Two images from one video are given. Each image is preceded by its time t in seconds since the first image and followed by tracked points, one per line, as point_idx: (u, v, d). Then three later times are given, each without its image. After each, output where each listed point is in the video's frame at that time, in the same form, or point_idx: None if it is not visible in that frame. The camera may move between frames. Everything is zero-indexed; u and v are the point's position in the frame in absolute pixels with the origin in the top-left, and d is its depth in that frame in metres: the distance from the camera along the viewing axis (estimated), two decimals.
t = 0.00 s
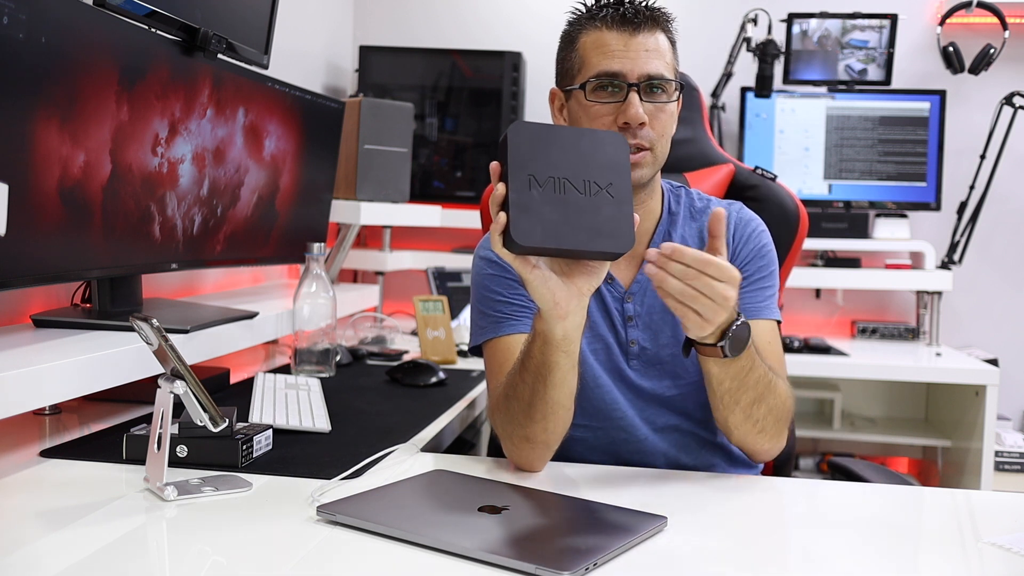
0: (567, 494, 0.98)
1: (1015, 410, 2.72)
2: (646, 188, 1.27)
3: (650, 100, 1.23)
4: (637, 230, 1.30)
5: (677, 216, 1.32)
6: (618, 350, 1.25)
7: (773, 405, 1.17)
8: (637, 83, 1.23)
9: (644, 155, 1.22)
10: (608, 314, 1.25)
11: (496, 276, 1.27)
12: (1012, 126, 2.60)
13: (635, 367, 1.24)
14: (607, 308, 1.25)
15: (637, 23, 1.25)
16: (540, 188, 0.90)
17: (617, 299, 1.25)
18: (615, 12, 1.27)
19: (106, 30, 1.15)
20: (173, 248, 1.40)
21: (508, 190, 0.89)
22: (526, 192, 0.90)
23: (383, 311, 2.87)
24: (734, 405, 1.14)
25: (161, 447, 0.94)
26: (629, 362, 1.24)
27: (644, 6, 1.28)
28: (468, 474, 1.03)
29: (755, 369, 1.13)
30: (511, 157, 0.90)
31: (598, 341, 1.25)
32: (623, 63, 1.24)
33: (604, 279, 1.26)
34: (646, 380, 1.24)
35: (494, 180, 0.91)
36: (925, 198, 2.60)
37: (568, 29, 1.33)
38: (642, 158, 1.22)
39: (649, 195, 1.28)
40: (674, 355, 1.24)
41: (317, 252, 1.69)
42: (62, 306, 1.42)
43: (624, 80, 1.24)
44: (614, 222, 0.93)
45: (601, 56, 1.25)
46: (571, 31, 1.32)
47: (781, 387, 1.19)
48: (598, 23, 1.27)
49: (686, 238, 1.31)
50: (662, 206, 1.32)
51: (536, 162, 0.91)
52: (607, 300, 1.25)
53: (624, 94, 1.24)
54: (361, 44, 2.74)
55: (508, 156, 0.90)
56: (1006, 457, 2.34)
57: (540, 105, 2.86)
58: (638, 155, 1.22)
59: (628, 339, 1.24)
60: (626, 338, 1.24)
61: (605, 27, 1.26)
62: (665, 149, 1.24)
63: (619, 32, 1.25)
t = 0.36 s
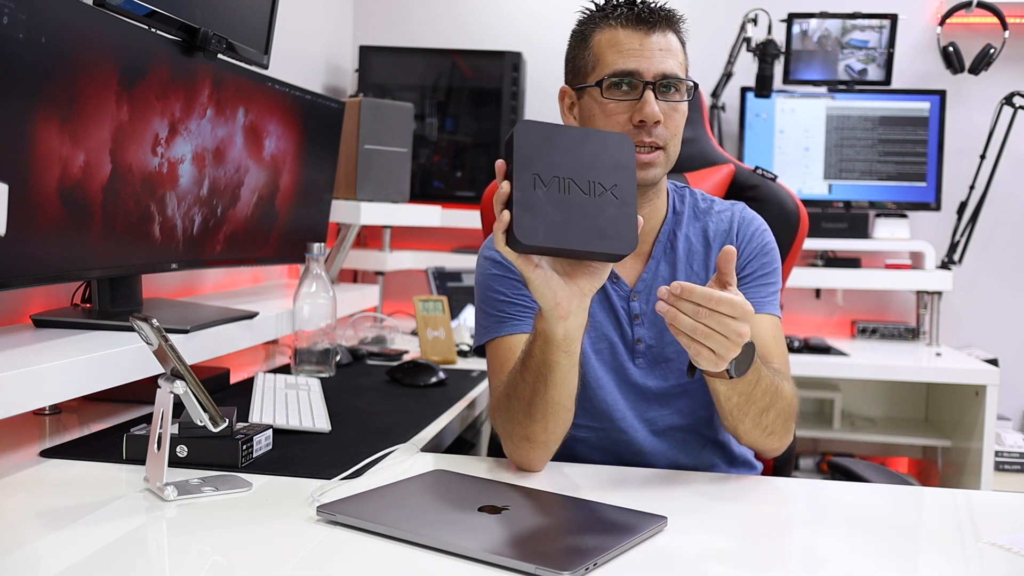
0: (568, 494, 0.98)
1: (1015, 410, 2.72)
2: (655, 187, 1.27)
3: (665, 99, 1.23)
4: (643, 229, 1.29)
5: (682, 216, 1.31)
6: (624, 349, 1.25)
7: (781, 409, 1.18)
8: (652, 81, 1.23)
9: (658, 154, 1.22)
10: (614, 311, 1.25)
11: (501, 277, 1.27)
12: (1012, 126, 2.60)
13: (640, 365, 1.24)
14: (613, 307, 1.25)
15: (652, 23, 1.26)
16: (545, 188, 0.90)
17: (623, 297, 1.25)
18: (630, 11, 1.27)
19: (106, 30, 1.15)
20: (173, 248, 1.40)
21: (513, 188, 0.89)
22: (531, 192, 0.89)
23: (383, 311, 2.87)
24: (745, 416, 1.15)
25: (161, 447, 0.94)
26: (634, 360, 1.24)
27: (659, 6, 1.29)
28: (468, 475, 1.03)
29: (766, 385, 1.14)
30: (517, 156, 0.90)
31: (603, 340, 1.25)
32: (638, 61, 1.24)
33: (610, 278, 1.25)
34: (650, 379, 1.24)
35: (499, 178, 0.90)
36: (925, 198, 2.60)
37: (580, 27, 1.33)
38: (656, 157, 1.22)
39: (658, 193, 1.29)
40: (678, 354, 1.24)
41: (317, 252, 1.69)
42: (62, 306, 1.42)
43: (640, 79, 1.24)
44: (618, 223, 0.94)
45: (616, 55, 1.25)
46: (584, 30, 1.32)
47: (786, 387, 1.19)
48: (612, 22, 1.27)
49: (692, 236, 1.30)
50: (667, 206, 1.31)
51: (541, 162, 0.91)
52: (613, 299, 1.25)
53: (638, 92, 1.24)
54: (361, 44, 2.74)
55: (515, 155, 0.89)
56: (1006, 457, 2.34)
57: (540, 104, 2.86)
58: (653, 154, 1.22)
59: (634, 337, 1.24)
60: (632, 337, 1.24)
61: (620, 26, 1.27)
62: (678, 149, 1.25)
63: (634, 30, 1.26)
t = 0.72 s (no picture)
0: (568, 493, 0.98)
1: (1015, 410, 2.72)
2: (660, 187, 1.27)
3: (673, 96, 1.23)
4: (646, 229, 1.28)
5: (685, 216, 1.31)
6: (627, 348, 1.25)
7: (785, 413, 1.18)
8: (662, 78, 1.23)
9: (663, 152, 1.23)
10: (617, 310, 1.25)
11: (503, 276, 1.27)
12: (1012, 126, 2.60)
13: (642, 364, 1.24)
14: (617, 306, 1.25)
15: (663, 22, 1.26)
16: (548, 185, 0.90)
17: (626, 296, 1.25)
18: (643, 9, 1.27)
19: (106, 30, 1.15)
20: (173, 248, 1.40)
21: (517, 184, 0.89)
22: (535, 189, 0.89)
23: (383, 311, 2.87)
24: (752, 423, 1.15)
25: (161, 447, 0.94)
26: (637, 359, 1.24)
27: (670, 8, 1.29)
28: (469, 474, 1.03)
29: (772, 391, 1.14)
30: (522, 153, 0.89)
31: (606, 339, 1.24)
32: (647, 58, 1.24)
33: (614, 276, 1.25)
34: (653, 379, 1.24)
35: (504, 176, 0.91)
36: (925, 198, 2.60)
37: (591, 25, 1.33)
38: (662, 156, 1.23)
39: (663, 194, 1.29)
40: (681, 353, 1.24)
41: (317, 252, 1.69)
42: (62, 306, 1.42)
43: (649, 75, 1.24)
44: (620, 221, 0.94)
45: (627, 52, 1.25)
46: (596, 26, 1.32)
47: (791, 392, 1.20)
48: (624, 19, 1.28)
49: (696, 236, 1.30)
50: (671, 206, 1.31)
51: (545, 159, 0.90)
52: (617, 298, 1.25)
53: (647, 89, 1.24)
54: (361, 44, 2.74)
55: (519, 152, 0.89)
56: (1006, 457, 2.34)
57: (540, 104, 2.86)
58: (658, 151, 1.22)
59: (638, 336, 1.24)
60: (635, 336, 1.24)
61: (632, 23, 1.27)
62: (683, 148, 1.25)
63: (646, 28, 1.26)
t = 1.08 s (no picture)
0: (569, 493, 0.98)
1: (1015, 410, 2.72)
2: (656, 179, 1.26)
3: (651, 88, 1.23)
4: (648, 226, 1.29)
5: (691, 215, 1.31)
6: (630, 347, 1.25)
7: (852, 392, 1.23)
8: (636, 72, 1.23)
9: (650, 143, 1.22)
10: (622, 309, 1.25)
11: (506, 274, 1.27)
12: (1012, 126, 2.60)
13: (646, 363, 1.24)
14: (620, 304, 1.25)
15: (632, 19, 1.26)
16: (551, 182, 0.90)
17: (631, 295, 1.25)
18: (609, 10, 1.28)
19: (106, 30, 1.15)
20: (173, 248, 1.40)
21: (519, 181, 0.89)
22: (537, 185, 0.89)
23: (383, 311, 2.87)
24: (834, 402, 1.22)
25: (161, 447, 0.94)
26: (641, 358, 1.24)
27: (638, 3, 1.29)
28: (469, 475, 1.03)
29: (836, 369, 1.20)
30: (523, 149, 0.89)
31: (610, 338, 1.24)
32: (620, 56, 1.24)
33: (618, 274, 1.25)
34: (656, 378, 1.24)
35: (505, 173, 0.90)
36: (925, 198, 2.60)
37: (568, 36, 1.34)
38: (652, 146, 1.22)
39: (662, 187, 1.28)
40: (685, 352, 1.24)
41: (317, 252, 1.69)
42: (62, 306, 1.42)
43: (624, 72, 1.24)
44: (620, 217, 0.94)
45: (600, 52, 1.25)
46: (572, 37, 1.33)
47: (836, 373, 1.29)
48: (593, 23, 1.28)
49: (702, 236, 1.30)
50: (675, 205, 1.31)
51: (547, 156, 0.90)
52: (621, 296, 1.25)
53: (624, 86, 1.24)
54: (361, 44, 2.74)
55: (521, 148, 0.89)
56: (1006, 457, 2.34)
57: (540, 104, 2.86)
58: (643, 142, 1.22)
59: (641, 335, 1.24)
60: (638, 334, 1.24)
61: (601, 25, 1.27)
62: (673, 138, 1.24)
63: (616, 28, 1.26)
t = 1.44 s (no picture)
0: (569, 493, 0.98)
1: (1015, 410, 2.72)
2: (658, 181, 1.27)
3: (656, 89, 1.23)
4: (649, 229, 1.28)
5: (693, 218, 1.31)
6: (630, 348, 1.25)
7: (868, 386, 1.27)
8: (641, 73, 1.23)
9: (655, 143, 1.22)
10: (623, 311, 1.25)
11: (508, 274, 1.27)
12: (1012, 126, 2.60)
13: (645, 365, 1.24)
14: (621, 306, 1.25)
15: (639, 19, 1.26)
16: (553, 178, 0.90)
17: (632, 296, 1.25)
18: (615, 9, 1.28)
19: (106, 30, 1.15)
20: (173, 248, 1.40)
21: (521, 176, 0.88)
22: (540, 181, 0.89)
23: (383, 311, 2.87)
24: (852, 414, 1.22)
25: (161, 447, 0.94)
26: (641, 360, 1.24)
27: (645, 4, 1.30)
28: (469, 474, 1.03)
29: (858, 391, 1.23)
30: (526, 146, 0.89)
31: (611, 339, 1.24)
32: (625, 56, 1.24)
33: (620, 275, 1.25)
34: (656, 380, 1.24)
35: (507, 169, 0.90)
36: (925, 198, 2.60)
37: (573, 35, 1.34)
38: (655, 148, 1.22)
39: (665, 190, 1.29)
40: (686, 355, 1.24)
41: (316, 252, 1.69)
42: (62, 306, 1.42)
43: (628, 73, 1.24)
44: (622, 214, 0.94)
45: (605, 53, 1.26)
46: (577, 36, 1.33)
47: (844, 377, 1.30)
48: (599, 23, 1.28)
49: (705, 239, 1.30)
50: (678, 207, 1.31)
51: (549, 153, 0.90)
52: (622, 298, 1.25)
53: (628, 87, 1.24)
54: (361, 44, 2.74)
55: (523, 145, 0.89)
56: (1006, 457, 2.34)
57: (540, 104, 2.86)
58: (648, 144, 1.22)
59: (642, 336, 1.24)
60: (639, 336, 1.24)
61: (607, 24, 1.27)
62: (677, 139, 1.24)
63: (621, 28, 1.26)
